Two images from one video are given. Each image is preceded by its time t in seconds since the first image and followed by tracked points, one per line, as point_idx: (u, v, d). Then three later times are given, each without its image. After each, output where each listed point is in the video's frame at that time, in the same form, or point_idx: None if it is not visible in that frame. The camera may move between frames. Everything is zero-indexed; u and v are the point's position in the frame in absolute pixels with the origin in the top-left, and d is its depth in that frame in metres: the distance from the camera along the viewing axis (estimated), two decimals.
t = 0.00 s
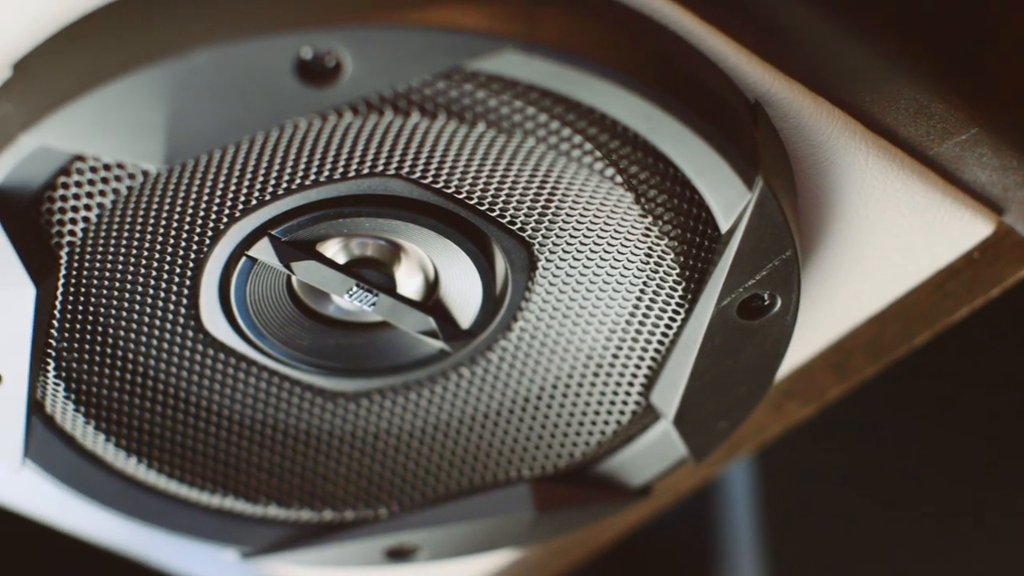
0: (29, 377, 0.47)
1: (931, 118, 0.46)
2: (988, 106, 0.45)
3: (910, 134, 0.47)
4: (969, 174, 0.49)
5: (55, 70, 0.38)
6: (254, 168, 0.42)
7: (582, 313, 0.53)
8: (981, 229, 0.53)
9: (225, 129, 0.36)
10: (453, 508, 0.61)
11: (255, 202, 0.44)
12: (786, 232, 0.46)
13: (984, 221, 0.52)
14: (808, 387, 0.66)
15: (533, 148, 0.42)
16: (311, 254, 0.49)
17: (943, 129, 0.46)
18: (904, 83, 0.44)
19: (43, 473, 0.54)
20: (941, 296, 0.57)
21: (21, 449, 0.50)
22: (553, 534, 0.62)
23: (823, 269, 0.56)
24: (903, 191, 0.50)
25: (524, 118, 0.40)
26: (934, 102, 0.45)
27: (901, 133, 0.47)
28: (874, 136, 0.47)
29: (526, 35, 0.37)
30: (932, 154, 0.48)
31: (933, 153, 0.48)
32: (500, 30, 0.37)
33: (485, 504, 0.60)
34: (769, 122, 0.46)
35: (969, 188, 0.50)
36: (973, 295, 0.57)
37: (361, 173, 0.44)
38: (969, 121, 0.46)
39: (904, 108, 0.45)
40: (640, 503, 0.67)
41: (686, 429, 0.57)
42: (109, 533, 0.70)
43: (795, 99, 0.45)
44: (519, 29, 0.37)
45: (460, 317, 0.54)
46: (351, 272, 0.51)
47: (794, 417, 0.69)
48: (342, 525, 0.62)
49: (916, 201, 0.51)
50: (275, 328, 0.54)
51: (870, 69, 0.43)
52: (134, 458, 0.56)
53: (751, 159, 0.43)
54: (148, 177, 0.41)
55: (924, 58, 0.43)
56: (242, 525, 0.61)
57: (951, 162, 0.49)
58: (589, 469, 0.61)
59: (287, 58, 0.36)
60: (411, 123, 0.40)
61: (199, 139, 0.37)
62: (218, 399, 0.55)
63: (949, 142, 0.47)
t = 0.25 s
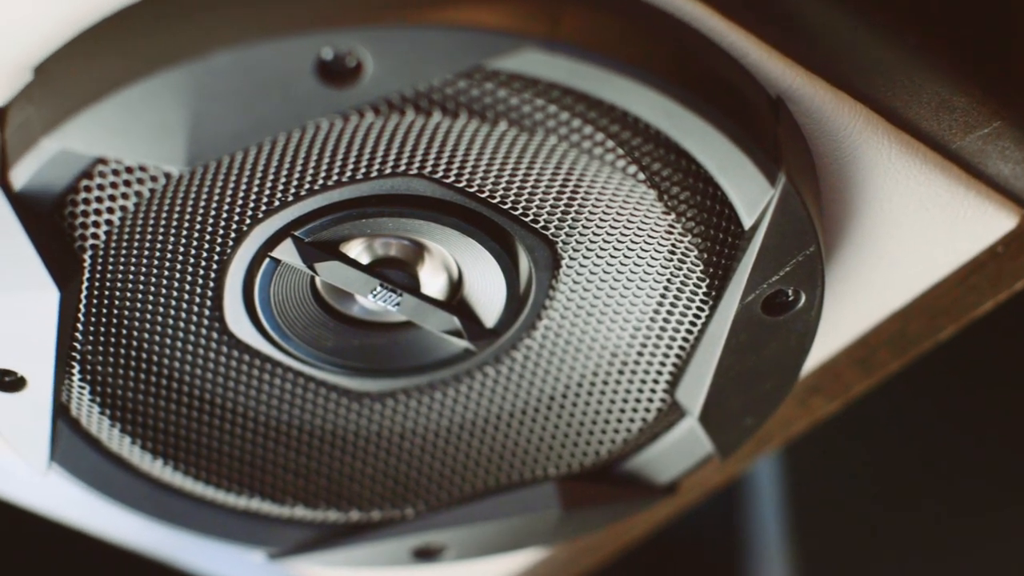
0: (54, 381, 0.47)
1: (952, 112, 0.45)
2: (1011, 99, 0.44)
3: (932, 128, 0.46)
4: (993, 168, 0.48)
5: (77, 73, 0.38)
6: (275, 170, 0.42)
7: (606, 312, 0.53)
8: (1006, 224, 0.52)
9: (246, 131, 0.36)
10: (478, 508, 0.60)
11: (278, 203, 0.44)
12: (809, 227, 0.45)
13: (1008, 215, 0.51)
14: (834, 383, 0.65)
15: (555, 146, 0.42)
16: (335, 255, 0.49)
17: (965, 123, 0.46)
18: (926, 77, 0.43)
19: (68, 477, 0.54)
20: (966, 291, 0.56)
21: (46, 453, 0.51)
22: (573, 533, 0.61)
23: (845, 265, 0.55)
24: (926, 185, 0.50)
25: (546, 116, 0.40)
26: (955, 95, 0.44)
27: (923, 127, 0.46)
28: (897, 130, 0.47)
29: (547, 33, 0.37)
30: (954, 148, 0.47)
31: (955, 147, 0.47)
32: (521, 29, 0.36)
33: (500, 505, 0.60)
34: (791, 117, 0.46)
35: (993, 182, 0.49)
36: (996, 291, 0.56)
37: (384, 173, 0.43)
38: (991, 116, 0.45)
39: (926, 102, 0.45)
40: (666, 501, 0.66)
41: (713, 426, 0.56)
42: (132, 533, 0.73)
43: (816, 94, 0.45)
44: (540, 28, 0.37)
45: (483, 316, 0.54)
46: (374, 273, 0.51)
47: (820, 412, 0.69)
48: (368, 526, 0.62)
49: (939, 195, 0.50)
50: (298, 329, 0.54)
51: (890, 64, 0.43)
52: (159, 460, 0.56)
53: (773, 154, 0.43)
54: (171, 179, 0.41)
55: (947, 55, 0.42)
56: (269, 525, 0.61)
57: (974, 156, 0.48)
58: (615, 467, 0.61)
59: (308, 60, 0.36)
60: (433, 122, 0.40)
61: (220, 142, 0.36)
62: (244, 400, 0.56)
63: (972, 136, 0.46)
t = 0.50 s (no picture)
0: (79, 382, 0.48)
1: (974, 105, 0.44)
2: None
3: (954, 121, 0.45)
4: (1016, 160, 0.47)
5: (99, 77, 0.38)
6: (298, 171, 0.42)
7: (630, 310, 0.52)
8: None
9: (269, 132, 0.36)
10: (507, 506, 0.61)
11: (301, 204, 0.44)
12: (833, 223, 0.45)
13: None
14: (860, 377, 0.65)
15: (577, 144, 0.42)
16: (359, 255, 0.49)
17: (988, 116, 0.45)
18: (948, 70, 0.42)
19: (94, 480, 0.55)
20: (997, 282, 0.55)
21: (73, 454, 0.52)
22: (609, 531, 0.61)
23: (867, 263, 0.55)
24: (951, 179, 0.49)
25: (568, 114, 0.40)
26: (977, 88, 0.43)
27: (944, 120, 0.45)
28: (919, 125, 0.46)
29: (569, 31, 0.36)
30: (977, 141, 0.47)
31: (978, 140, 0.47)
32: (543, 27, 0.36)
33: (531, 503, 0.60)
34: (813, 112, 0.46)
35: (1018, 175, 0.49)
36: None
37: (407, 172, 0.43)
38: (1013, 108, 0.44)
39: (947, 96, 0.44)
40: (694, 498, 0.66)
41: (740, 425, 0.56)
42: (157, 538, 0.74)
43: (838, 90, 0.45)
44: (562, 26, 0.36)
45: (508, 315, 0.54)
46: (398, 272, 0.51)
47: (847, 408, 0.68)
48: (396, 526, 0.62)
49: (962, 188, 0.50)
50: (323, 330, 0.54)
51: (912, 59, 0.42)
52: (186, 463, 0.56)
53: (795, 147, 0.43)
54: (192, 182, 0.41)
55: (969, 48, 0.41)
56: (298, 527, 0.61)
57: (998, 149, 0.47)
58: (642, 466, 0.61)
59: (330, 60, 0.35)
60: (455, 122, 0.39)
61: (241, 144, 0.36)
62: (270, 401, 0.56)
63: (995, 129, 0.46)
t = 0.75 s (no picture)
0: (105, 387, 0.48)
1: (996, 99, 0.43)
2: None
3: (977, 115, 0.44)
4: None
5: (121, 81, 0.37)
6: (321, 172, 0.42)
7: (654, 309, 0.52)
8: None
9: (294, 134, 0.36)
10: (535, 504, 0.61)
11: (325, 204, 0.44)
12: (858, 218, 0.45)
13: None
14: (888, 371, 0.64)
15: (600, 142, 0.41)
16: (383, 255, 0.49)
17: (1011, 110, 0.43)
18: (971, 66, 0.41)
19: (123, 483, 0.55)
20: None
21: (101, 458, 0.53)
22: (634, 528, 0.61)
23: (894, 258, 0.54)
24: (976, 173, 0.48)
25: (590, 111, 0.39)
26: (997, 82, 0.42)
27: (968, 114, 0.44)
28: (942, 119, 0.45)
29: (589, 29, 0.36)
30: (1000, 134, 0.45)
31: (1002, 134, 0.45)
32: (563, 25, 0.36)
33: (569, 496, 0.60)
34: (835, 106, 0.45)
35: None
36: None
37: (430, 172, 0.43)
38: None
39: (967, 89, 0.43)
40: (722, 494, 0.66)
41: (767, 420, 0.56)
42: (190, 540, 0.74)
43: (860, 84, 0.44)
44: (582, 24, 0.36)
45: (534, 313, 0.54)
46: (423, 272, 0.51)
47: (876, 401, 0.67)
48: (424, 525, 0.63)
49: (986, 181, 0.49)
50: (348, 331, 0.54)
51: (931, 54, 0.41)
52: (214, 465, 0.57)
53: (818, 142, 0.42)
54: (216, 185, 0.41)
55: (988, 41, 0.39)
56: (324, 528, 0.62)
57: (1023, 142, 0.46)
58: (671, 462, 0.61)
59: (353, 61, 0.35)
60: (478, 121, 0.39)
61: (266, 146, 0.36)
62: (297, 403, 0.56)
63: (1019, 122, 0.44)
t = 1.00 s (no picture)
0: (133, 391, 0.49)
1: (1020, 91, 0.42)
2: None
3: (1001, 108, 0.44)
4: None
5: (143, 86, 0.37)
6: (346, 173, 0.42)
7: (680, 306, 0.52)
8: None
9: (317, 134, 0.36)
10: (564, 502, 0.60)
11: (349, 205, 0.44)
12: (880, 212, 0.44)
13: None
14: (915, 369, 0.63)
15: (623, 140, 0.41)
16: (408, 256, 0.49)
17: None
18: (997, 57, 0.41)
19: (151, 486, 0.56)
20: None
21: (129, 463, 0.53)
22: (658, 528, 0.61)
23: (922, 253, 0.53)
24: (1001, 166, 0.48)
25: (614, 109, 0.39)
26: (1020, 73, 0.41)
27: (992, 107, 0.44)
28: (966, 113, 0.45)
29: (612, 27, 0.36)
30: None
31: None
32: (585, 23, 0.35)
33: (600, 495, 0.60)
34: (859, 101, 0.45)
35: None
36: None
37: (454, 172, 0.43)
38: None
39: (992, 81, 0.42)
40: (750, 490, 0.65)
41: (796, 416, 0.55)
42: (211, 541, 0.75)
43: (883, 79, 0.44)
44: (605, 21, 0.36)
45: (560, 312, 0.54)
46: (448, 272, 0.51)
47: (903, 396, 0.67)
48: (454, 524, 0.62)
49: (1010, 174, 0.48)
50: (374, 331, 0.54)
51: (955, 46, 0.41)
52: (241, 467, 0.57)
53: (842, 137, 0.42)
54: (240, 186, 0.41)
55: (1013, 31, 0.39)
56: (352, 527, 0.62)
57: None
58: (699, 458, 0.61)
59: (375, 62, 0.35)
60: (501, 120, 0.39)
61: (290, 147, 0.36)
62: (323, 403, 0.56)
63: None
